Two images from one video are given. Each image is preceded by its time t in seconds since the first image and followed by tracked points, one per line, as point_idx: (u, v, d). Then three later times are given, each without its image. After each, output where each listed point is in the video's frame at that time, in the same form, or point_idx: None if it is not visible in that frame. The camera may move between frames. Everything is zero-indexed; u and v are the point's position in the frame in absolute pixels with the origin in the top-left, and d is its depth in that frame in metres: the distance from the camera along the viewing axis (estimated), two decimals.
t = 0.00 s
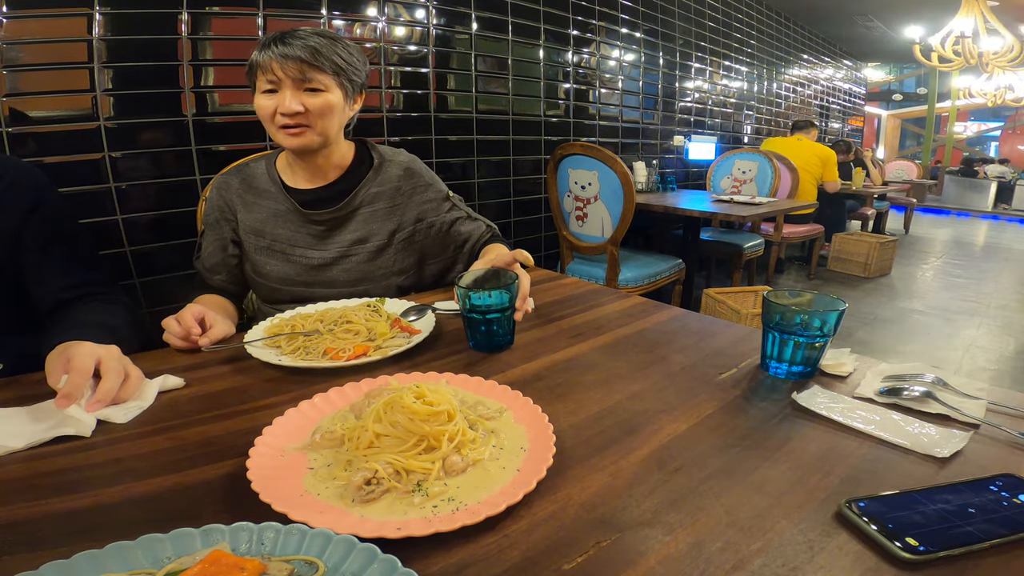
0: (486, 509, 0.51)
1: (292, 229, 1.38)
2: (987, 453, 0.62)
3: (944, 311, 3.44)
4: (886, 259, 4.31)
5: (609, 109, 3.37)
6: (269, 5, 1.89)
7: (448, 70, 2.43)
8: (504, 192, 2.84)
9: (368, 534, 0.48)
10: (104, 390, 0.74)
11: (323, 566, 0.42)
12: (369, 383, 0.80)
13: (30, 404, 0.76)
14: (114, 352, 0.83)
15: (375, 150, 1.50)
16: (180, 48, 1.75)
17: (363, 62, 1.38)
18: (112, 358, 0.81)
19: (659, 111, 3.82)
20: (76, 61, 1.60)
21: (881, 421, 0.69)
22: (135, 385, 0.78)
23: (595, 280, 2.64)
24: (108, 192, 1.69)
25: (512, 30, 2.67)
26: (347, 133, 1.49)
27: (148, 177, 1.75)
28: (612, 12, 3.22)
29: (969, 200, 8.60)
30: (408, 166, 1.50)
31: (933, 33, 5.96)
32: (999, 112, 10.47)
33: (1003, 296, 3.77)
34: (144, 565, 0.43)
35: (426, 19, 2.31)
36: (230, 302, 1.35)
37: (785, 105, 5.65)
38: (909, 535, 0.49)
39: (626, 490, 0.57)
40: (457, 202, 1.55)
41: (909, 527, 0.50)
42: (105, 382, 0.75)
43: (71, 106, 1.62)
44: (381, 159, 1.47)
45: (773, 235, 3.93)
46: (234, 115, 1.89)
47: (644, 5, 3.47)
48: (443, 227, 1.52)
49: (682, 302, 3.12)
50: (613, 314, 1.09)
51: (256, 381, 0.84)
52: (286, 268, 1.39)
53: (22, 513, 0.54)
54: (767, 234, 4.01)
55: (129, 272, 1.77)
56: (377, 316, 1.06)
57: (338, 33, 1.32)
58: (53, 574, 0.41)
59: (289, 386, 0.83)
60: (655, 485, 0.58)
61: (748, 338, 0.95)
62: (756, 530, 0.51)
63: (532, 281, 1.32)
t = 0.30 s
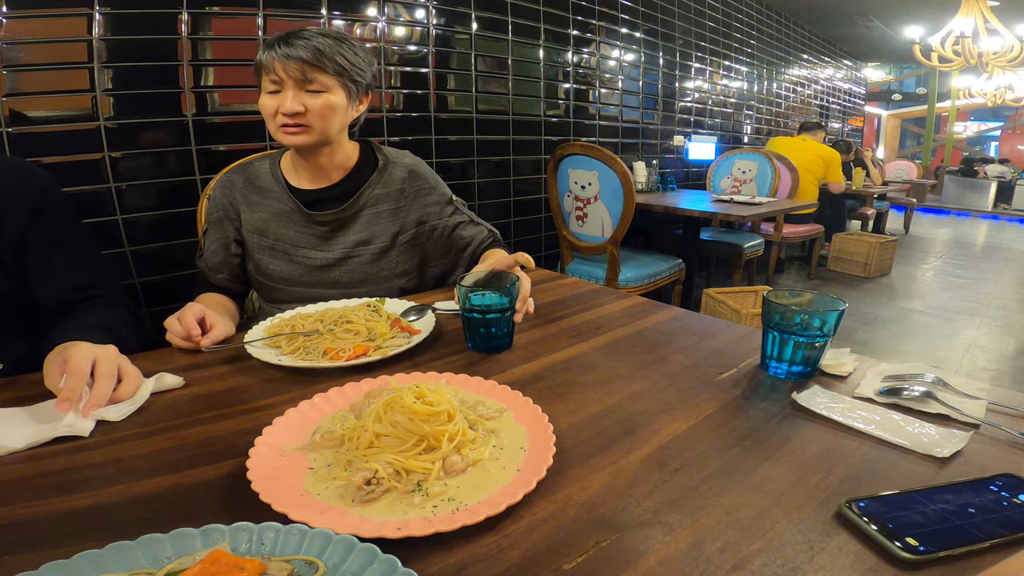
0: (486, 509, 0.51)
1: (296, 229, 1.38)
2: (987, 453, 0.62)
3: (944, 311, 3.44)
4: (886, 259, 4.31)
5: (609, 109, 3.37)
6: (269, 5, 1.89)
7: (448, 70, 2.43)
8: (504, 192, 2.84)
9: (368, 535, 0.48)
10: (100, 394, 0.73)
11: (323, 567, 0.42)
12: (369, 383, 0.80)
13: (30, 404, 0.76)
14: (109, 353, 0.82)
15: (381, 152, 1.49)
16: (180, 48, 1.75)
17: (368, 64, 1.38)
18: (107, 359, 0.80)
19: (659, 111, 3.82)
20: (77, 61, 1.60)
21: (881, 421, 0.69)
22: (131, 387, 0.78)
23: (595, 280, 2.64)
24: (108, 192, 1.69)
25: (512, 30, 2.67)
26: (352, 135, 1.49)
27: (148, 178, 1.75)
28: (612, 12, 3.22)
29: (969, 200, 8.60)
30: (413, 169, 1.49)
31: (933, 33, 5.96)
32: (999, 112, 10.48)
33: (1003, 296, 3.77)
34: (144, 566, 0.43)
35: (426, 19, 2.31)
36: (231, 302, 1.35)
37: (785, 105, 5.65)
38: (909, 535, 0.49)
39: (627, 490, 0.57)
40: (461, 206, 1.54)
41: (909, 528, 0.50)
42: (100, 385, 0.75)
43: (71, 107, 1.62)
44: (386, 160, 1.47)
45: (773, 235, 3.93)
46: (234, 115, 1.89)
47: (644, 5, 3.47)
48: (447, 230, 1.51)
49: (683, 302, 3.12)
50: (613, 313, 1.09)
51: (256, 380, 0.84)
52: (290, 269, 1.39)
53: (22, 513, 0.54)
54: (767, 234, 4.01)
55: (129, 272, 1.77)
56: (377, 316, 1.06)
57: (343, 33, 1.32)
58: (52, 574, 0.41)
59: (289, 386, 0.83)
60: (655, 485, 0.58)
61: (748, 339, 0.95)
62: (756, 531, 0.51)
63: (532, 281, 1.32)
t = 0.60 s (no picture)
0: (486, 509, 0.51)
1: (298, 229, 1.38)
2: (987, 453, 0.62)
3: (944, 311, 3.44)
4: (886, 259, 4.31)
5: (609, 110, 3.37)
6: (269, 6, 1.89)
7: (448, 71, 2.43)
8: (504, 192, 2.84)
9: (367, 535, 0.48)
10: (98, 395, 0.73)
11: (323, 567, 0.42)
12: (369, 383, 0.80)
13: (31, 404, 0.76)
14: (108, 354, 0.82)
15: (384, 153, 1.49)
16: (180, 48, 1.75)
17: (369, 67, 1.37)
18: (105, 359, 0.80)
19: (659, 111, 3.82)
20: (77, 62, 1.61)
21: (881, 421, 0.69)
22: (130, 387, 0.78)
23: (595, 280, 2.64)
24: (108, 193, 1.69)
25: (512, 31, 2.67)
26: (354, 138, 1.48)
27: (148, 179, 1.75)
28: (611, 12, 3.22)
29: (969, 200, 8.59)
30: (416, 171, 1.49)
31: (933, 33, 5.96)
32: (999, 112, 10.48)
33: (1003, 296, 3.77)
34: (144, 565, 0.43)
35: (426, 19, 2.32)
36: (232, 302, 1.35)
37: (785, 105, 5.65)
38: (909, 535, 0.49)
39: (627, 491, 0.57)
40: (464, 209, 1.54)
41: (909, 528, 0.49)
42: (98, 386, 0.74)
43: (72, 107, 1.62)
44: (389, 162, 1.47)
45: (773, 235, 3.92)
46: (234, 115, 1.89)
47: (644, 5, 3.47)
48: (448, 233, 1.51)
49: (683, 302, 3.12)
50: (613, 313, 1.10)
51: (256, 380, 0.84)
52: (291, 269, 1.39)
53: (21, 513, 0.54)
54: (767, 234, 4.01)
55: (129, 273, 1.77)
56: (377, 316, 1.06)
57: (341, 35, 1.31)
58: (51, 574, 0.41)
59: (289, 387, 0.83)
60: (654, 484, 0.58)
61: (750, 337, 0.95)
62: (756, 530, 0.51)
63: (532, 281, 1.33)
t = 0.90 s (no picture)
0: (486, 509, 0.51)
1: (298, 231, 1.38)
2: (987, 453, 0.62)
3: (945, 311, 3.44)
4: (886, 259, 4.31)
5: (609, 111, 3.37)
6: (269, 9, 1.90)
7: (447, 73, 2.44)
8: (504, 194, 2.85)
9: (367, 536, 0.48)
10: (90, 367, 0.73)
11: (323, 567, 0.42)
12: (369, 383, 0.80)
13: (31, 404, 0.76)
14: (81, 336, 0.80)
15: (383, 156, 1.50)
16: (180, 52, 1.76)
17: (367, 69, 1.37)
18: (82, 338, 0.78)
19: (659, 113, 3.83)
20: (77, 65, 1.61)
21: (881, 420, 0.69)
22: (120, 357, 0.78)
23: (595, 281, 2.64)
24: (109, 196, 1.70)
25: (511, 33, 2.68)
26: (354, 140, 1.48)
27: (149, 182, 1.76)
28: (610, 15, 3.24)
29: (970, 200, 8.60)
30: (415, 173, 1.50)
31: (932, 33, 5.97)
32: (998, 112, 10.49)
33: (1004, 296, 3.77)
34: (144, 566, 0.43)
35: (426, 22, 2.32)
36: (232, 304, 1.36)
37: (784, 106, 5.66)
38: (909, 535, 0.49)
39: (626, 491, 0.57)
40: (463, 211, 1.55)
41: (909, 527, 0.49)
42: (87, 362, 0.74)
43: (72, 111, 1.62)
44: (389, 164, 1.47)
45: (773, 236, 3.93)
46: (234, 118, 1.90)
47: (643, 7, 3.49)
48: (448, 235, 1.52)
49: (683, 303, 3.12)
50: (614, 313, 1.10)
51: (257, 381, 0.84)
52: (291, 271, 1.39)
53: (22, 513, 0.54)
54: (768, 235, 4.01)
55: (129, 276, 1.77)
56: (377, 317, 1.06)
57: (339, 38, 1.31)
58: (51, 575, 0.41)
59: (289, 387, 0.83)
60: (654, 485, 0.58)
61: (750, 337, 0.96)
62: (756, 530, 0.51)
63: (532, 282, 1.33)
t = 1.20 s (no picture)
0: (486, 509, 0.51)
1: (296, 232, 1.38)
2: (988, 453, 0.62)
3: (945, 311, 3.44)
4: (886, 260, 4.31)
5: (609, 112, 3.38)
6: (269, 10, 1.90)
7: (447, 74, 2.44)
8: (504, 195, 2.85)
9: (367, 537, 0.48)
10: (141, 350, 0.85)
11: (323, 567, 0.42)
12: (369, 383, 0.80)
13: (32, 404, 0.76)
14: (111, 306, 0.88)
15: (382, 156, 1.50)
16: (180, 52, 1.76)
17: (365, 70, 1.37)
18: (118, 311, 0.87)
19: (658, 113, 3.83)
20: (77, 66, 1.61)
21: (881, 420, 0.69)
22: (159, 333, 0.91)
23: (595, 282, 2.64)
24: (110, 196, 1.70)
25: (511, 34, 2.68)
26: (353, 140, 1.49)
27: (149, 183, 1.76)
28: (610, 15, 3.24)
29: (969, 201, 8.60)
30: (414, 173, 1.50)
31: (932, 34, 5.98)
32: (998, 113, 10.49)
33: (1003, 296, 3.78)
34: (144, 566, 0.43)
35: (426, 22, 2.33)
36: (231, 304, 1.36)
37: (784, 107, 5.67)
38: (909, 535, 0.49)
39: (626, 491, 0.57)
40: (462, 211, 1.55)
41: (909, 528, 0.49)
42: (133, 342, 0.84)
43: (72, 111, 1.62)
44: (387, 165, 1.47)
45: (773, 236, 3.93)
46: (234, 119, 1.90)
47: (643, 8, 3.49)
48: (447, 235, 1.52)
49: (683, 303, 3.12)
50: (613, 314, 1.10)
51: (257, 381, 0.85)
52: (290, 272, 1.39)
53: (22, 513, 0.54)
54: (767, 235, 4.01)
55: (130, 276, 1.77)
56: (377, 317, 1.06)
57: (336, 38, 1.31)
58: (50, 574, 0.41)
59: (289, 387, 0.83)
60: (654, 485, 0.58)
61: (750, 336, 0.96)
62: (756, 531, 0.51)
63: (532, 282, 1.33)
